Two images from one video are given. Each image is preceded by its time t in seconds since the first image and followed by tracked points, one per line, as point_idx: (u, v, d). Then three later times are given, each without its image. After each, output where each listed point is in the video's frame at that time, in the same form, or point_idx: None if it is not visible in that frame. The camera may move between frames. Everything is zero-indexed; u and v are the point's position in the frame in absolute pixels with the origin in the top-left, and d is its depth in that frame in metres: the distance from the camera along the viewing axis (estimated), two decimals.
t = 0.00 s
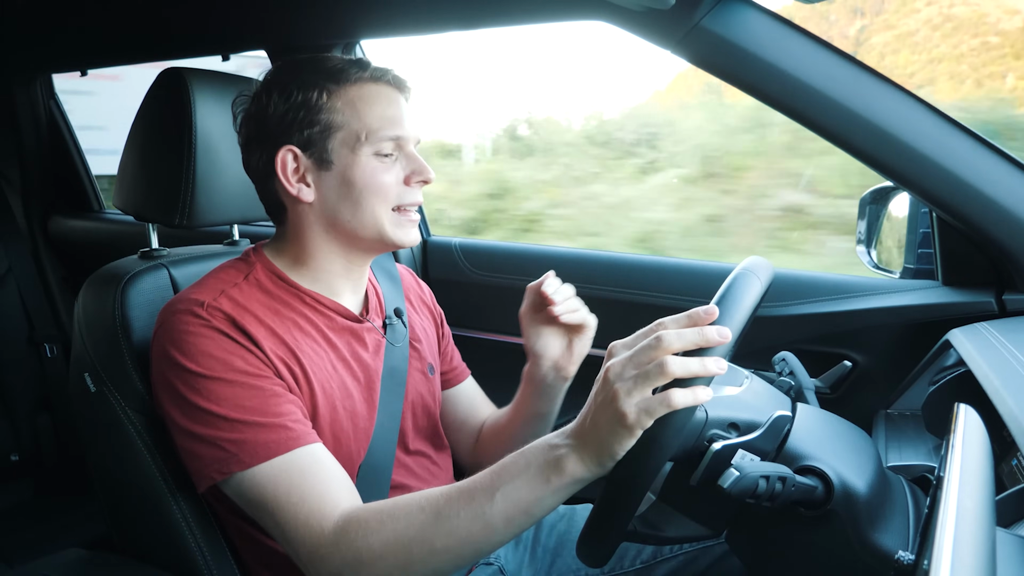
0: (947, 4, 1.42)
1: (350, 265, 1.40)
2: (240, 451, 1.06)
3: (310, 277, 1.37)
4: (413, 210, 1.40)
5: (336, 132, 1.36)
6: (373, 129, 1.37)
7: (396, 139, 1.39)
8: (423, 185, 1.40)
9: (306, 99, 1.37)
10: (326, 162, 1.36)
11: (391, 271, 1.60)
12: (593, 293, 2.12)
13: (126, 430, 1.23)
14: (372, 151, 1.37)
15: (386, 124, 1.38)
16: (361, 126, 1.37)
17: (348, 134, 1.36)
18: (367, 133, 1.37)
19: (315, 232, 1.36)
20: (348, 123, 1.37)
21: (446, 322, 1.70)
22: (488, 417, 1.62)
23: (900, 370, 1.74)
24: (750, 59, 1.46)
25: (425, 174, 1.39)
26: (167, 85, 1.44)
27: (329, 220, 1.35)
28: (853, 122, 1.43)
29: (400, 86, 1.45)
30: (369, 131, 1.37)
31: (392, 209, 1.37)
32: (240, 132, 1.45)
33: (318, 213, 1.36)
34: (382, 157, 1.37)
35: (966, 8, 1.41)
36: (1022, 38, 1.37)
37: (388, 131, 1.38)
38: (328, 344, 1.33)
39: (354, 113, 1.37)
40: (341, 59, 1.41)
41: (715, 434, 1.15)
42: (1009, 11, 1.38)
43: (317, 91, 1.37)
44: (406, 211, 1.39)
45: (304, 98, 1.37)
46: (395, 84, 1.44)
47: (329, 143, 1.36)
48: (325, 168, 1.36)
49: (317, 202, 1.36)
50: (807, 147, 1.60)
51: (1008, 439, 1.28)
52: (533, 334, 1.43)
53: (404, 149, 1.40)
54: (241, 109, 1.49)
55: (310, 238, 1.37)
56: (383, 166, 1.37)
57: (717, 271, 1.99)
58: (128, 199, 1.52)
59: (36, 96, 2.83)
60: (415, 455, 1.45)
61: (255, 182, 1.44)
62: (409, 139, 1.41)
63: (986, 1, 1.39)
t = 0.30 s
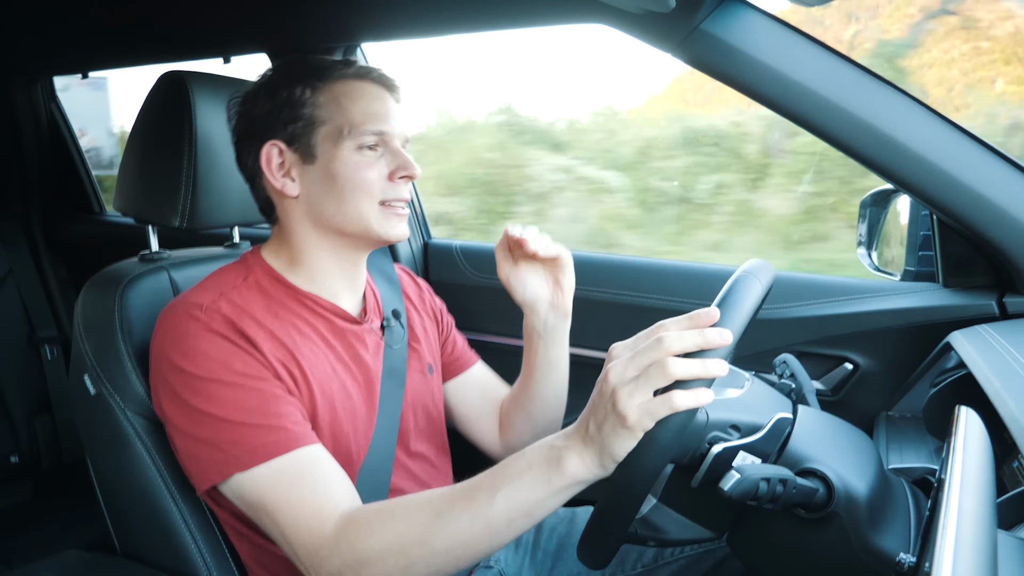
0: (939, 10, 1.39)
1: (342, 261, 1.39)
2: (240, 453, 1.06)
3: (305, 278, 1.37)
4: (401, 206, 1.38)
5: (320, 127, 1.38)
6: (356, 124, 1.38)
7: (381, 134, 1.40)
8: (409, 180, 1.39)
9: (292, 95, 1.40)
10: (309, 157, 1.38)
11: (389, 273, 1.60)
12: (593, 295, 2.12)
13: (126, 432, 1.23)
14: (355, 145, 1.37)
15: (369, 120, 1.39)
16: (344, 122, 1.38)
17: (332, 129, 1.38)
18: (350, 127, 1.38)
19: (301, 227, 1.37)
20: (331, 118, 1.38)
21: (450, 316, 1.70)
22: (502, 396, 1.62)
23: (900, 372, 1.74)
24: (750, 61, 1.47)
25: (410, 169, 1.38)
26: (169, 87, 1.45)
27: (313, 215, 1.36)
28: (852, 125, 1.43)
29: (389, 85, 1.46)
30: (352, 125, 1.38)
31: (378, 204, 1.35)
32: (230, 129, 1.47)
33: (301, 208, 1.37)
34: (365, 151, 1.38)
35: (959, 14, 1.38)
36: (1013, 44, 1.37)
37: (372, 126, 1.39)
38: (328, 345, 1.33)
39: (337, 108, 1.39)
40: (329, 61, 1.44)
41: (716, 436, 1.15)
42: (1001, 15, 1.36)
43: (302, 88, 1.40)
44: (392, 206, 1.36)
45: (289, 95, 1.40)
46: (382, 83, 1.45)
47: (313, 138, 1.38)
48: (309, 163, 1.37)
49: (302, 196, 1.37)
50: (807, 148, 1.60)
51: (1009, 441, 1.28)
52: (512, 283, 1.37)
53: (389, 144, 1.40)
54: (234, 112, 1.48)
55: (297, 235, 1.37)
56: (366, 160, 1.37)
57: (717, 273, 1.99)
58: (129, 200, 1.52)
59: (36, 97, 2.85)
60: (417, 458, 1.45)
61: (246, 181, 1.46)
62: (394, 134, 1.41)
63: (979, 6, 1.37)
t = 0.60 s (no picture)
0: (932, 10, 1.40)
1: (340, 256, 1.40)
2: (239, 454, 1.06)
3: (305, 276, 1.37)
4: (392, 190, 1.41)
5: (301, 121, 1.41)
6: (336, 113, 1.41)
7: (362, 120, 1.43)
8: (397, 162, 1.42)
9: (270, 96, 1.43)
10: (296, 152, 1.40)
11: (391, 274, 1.60)
12: (591, 297, 2.12)
13: (124, 429, 1.23)
14: (339, 133, 1.40)
15: (349, 107, 1.42)
16: (324, 113, 1.41)
17: (314, 122, 1.41)
18: (331, 118, 1.41)
19: (295, 223, 1.39)
20: (311, 111, 1.41)
21: (449, 317, 1.70)
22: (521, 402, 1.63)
23: (898, 377, 1.74)
24: (751, 65, 1.47)
25: (397, 151, 1.42)
26: (169, 84, 1.44)
27: (307, 209, 1.38)
28: (853, 130, 1.44)
29: (365, 72, 1.49)
30: (333, 115, 1.41)
31: (368, 192, 1.38)
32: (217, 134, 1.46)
33: (294, 205, 1.40)
34: (349, 138, 1.41)
35: (951, 14, 1.37)
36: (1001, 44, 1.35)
37: (353, 113, 1.42)
38: (329, 345, 1.33)
39: (316, 101, 1.42)
40: (302, 55, 1.47)
41: (712, 440, 1.16)
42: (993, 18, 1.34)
43: (279, 87, 1.43)
44: (383, 191, 1.40)
45: (267, 96, 1.43)
46: (357, 70, 1.48)
47: (297, 134, 1.41)
48: (295, 158, 1.40)
49: (293, 193, 1.40)
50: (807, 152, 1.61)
51: (1006, 446, 1.28)
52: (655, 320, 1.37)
53: (371, 130, 1.43)
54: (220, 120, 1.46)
55: (292, 231, 1.39)
56: (351, 148, 1.40)
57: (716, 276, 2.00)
58: (128, 197, 1.51)
59: (37, 94, 2.83)
60: (415, 457, 1.45)
61: (239, 188, 1.48)
62: (375, 120, 1.44)
63: (971, 6, 1.35)
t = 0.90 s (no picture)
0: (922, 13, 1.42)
1: (346, 251, 1.41)
2: (236, 442, 1.06)
3: (307, 266, 1.37)
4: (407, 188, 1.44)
5: (323, 114, 1.41)
6: (358, 109, 1.43)
7: (382, 118, 1.45)
8: (413, 162, 1.45)
9: (293, 86, 1.42)
10: (316, 144, 1.40)
11: (387, 269, 1.60)
12: (591, 291, 2.12)
13: (122, 423, 1.23)
14: (360, 130, 1.42)
15: (371, 105, 1.44)
16: (346, 108, 1.42)
17: (335, 116, 1.42)
18: (353, 113, 1.42)
19: (310, 214, 1.38)
20: (334, 106, 1.42)
21: (444, 315, 1.70)
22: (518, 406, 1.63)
23: (897, 371, 1.74)
24: (750, 58, 1.46)
25: (413, 151, 1.44)
26: (167, 79, 1.44)
27: (322, 201, 1.38)
28: (851, 121, 1.43)
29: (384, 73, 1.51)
30: (356, 111, 1.42)
31: (385, 187, 1.40)
32: (228, 123, 1.47)
33: (309, 195, 1.39)
34: (369, 135, 1.42)
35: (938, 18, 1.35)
36: (993, 48, 1.34)
37: (374, 110, 1.44)
38: (326, 337, 1.33)
39: (339, 96, 1.43)
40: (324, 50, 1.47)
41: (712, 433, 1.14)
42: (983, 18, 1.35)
43: (303, 79, 1.43)
44: (399, 189, 1.42)
45: (290, 86, 1.42)
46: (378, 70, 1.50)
47: (318, 126, 1.41)
48: (315, 150, 1.40)
49: (311, 183, 1.39)
50: (807, 146, 1.60)
51: (1006, 440, 1.28)
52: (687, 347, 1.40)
53: (390, 128, 1.45)
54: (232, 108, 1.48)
55: (304, 221, 1.39)
56: (371, 144, 1.41)
57: (715, 270, 1.99)
58: (127, 193, 1.51)
59: (37, 88, 2.83)
60: (413, 451, 1.45)
61: (246, 176, 1.46)
62: (394, 119, 1.46)
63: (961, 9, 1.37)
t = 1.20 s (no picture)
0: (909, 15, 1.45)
1: (330, 259, 1.40)
2: (237, 447, 1.06)
3: (298, 272, 1.37)
4: (371, 200, 1.40)
5: (280, 127, 1.39)
6: (314, 121, 1.39)
7: (342, 128, 1.41)
8: (375, 173, 1.41)
9: (251, 98, 1.41)
10: (275, 160, 1.40)
11: (387, 267, 1.61)
12: (590, 292, 2.12)
13: (122, 425, 1.23)
14: (316, 143, 1.39)
15: (328, 115, 1.40)
16: (303, 120, 1.39)
17: (291, 129, 1.39)
18: (308, 126, 1.39)
19: (273, 230, 1.40)
20: (290, 118, 1.39)
21: (443, 309, 1.70)
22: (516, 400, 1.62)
23: (897, 372, 1.74)
24: (750, 60, 1.46)
25: (374, 162, 1.41)
26: (167, 82, 1.44)
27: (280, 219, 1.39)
28: (851, 124, 1.43)
29: (354, 71, 1.45)
30: (311, 124, 1.39)
31: (342, 203, 1.38)
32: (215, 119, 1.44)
33: (271, 213, 1.40)
34: (327, 148, 1.40)
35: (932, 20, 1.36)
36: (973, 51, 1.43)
37: (332, 121, 1.40)
38: (325, 340, 1.33)
39: (296, 107, 1.39)
40: (286, 51, 1.42)
41: (712, 433, 1.14)
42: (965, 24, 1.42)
43: (261, 89, 1.40)
44: (359, 202, 1.39)
45: (250, 98, 1.41)
46: (344, 69, 1.43)
47: (275, 140, 1.40)
48: (274, 167, 1.40)
49: (272, 199, 1.41)
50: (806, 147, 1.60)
51: (1004, 441, 1.28)
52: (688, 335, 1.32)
53: (351, 138, 1.42)
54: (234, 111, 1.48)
55: (267, 238, 1.41)
56: (328, 158, 1.40)
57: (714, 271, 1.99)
58: (125, 194, 1.51)
59: (36, 90, 2.82)
60: (412, 452, 1.45)
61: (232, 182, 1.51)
62: (355, 127, 1.42)
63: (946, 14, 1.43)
